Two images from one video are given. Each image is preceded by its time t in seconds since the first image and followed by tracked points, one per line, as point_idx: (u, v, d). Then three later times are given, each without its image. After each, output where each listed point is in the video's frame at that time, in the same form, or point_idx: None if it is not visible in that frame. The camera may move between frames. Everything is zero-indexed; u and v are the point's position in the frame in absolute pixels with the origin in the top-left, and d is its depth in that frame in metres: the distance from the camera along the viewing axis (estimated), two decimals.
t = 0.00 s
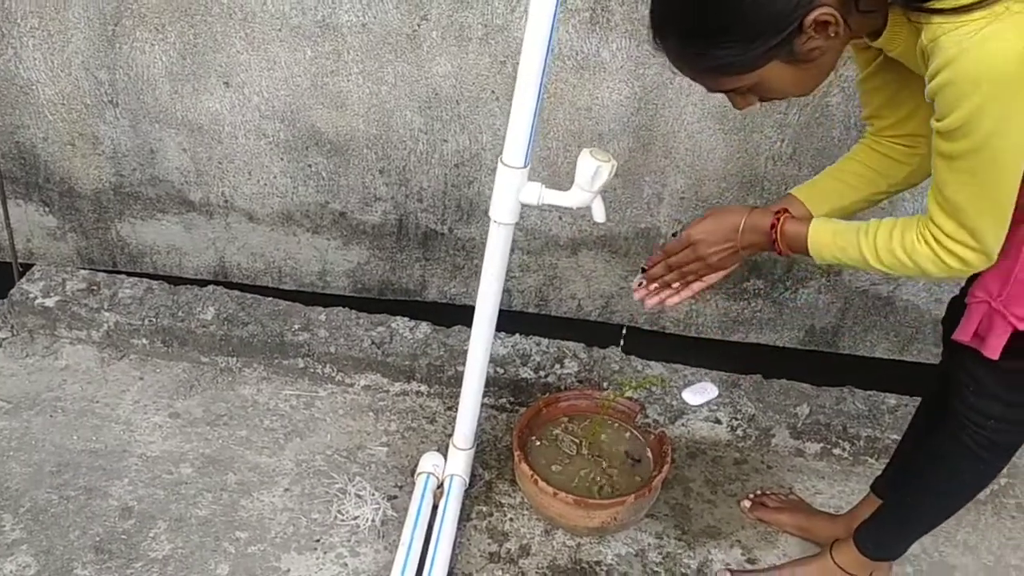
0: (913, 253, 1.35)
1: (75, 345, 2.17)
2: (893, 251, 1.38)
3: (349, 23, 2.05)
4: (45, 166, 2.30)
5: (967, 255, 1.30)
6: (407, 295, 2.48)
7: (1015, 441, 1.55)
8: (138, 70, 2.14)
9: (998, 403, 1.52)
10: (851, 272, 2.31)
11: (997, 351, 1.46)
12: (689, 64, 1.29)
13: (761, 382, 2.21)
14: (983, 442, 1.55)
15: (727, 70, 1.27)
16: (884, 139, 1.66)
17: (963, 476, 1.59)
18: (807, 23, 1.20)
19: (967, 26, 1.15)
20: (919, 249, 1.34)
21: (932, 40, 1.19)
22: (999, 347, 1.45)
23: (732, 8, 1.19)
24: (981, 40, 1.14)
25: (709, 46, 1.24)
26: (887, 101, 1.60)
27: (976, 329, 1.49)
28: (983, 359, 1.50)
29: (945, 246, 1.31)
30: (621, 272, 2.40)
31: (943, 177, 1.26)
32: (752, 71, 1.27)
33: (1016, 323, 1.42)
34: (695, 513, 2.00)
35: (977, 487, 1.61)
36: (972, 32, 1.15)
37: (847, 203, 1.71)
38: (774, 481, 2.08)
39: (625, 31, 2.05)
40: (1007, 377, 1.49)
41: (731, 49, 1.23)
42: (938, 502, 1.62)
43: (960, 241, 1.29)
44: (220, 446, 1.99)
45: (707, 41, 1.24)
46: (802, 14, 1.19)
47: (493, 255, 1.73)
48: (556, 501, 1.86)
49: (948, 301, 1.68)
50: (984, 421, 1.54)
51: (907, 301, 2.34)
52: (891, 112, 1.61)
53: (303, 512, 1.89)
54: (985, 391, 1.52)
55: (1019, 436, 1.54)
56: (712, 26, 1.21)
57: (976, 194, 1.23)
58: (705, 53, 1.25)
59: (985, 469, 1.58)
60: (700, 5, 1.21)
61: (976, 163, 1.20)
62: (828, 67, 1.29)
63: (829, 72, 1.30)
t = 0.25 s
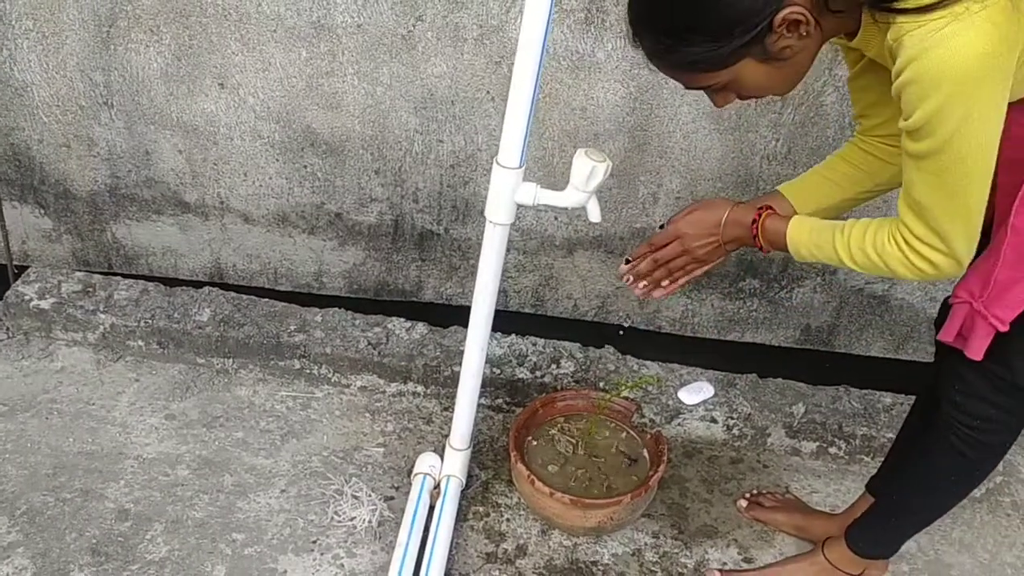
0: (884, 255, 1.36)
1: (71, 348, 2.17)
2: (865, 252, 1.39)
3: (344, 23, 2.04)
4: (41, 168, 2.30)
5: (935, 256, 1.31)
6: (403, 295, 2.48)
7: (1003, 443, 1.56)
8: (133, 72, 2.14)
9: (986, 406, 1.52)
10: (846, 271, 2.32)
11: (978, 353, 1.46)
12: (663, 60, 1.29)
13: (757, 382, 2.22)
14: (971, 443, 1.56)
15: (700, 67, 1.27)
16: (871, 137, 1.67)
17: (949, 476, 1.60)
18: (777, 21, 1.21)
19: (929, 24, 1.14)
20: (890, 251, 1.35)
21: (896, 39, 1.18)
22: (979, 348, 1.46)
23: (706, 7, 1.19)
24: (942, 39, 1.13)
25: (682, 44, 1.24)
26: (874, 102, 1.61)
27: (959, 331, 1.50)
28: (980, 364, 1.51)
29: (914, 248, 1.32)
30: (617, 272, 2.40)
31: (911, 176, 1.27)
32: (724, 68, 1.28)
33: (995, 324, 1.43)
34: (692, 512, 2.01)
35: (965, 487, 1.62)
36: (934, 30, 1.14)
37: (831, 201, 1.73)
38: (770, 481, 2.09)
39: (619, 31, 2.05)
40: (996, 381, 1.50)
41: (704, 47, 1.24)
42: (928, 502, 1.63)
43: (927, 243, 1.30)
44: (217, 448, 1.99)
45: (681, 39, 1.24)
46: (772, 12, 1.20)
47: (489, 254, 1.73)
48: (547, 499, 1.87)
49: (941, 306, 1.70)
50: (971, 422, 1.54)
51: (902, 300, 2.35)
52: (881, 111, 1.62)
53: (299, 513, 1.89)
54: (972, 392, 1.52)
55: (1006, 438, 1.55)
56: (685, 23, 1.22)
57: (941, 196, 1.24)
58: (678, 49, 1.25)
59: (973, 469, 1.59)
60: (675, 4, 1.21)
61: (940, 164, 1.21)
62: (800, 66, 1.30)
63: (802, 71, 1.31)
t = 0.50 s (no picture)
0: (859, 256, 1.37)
1: (64, 352, 2.16)
2: (840, 254, 1.40)
3: (336, 26, 2.04)
4: (33, 173, 2.30)
5: (907, 257, 1.32)
6: (397, 298, 2.48)
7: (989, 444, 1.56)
8: (125, 76, 2.13)
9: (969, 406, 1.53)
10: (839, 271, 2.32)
11: (959, 354, 1.49)
12: (637, 59, 1.29)
13: (751, 382, 2.22)
14: (955, 445, 1.57)
15: (672, 66, 1.28)
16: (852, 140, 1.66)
17: (936, 477, 1.60)
18: (746, 22, 1.22)
19: (884, 23, 1.15)
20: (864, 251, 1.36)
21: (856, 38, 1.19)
22: (959, 350, 1.48)
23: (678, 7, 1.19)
24: (896, 38, 1.14)
25: (654, 44, 1.24)
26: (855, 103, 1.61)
27: (941, 331, 1.53)
28: (965, 365, 1.51)
29: (887, 249, 1.33)
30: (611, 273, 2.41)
31: (879, 175, 1.28)
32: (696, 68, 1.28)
33: (974, 325, 1.45)
34: (687, 513, 2.01)
35: (953, 489, 1.62)
36: (890, 28, 1.15)
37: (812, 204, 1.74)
38: (765, 481, 2.09)
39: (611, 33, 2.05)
40: (980, 382, 1.50)
41: (676, 47, 1.24)
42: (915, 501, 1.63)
43: (899, 243, 1.31)
44: (211, 452, 1.99)
45: (653, 39, 1.24)
46: (742, 12, 1.20)
47: (482, 257, 1.74)
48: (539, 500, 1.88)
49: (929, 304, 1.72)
50: (957, 423, 1.55)
51: (896, 299, 2.35)
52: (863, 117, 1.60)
53: (294, 517, 1.89)
54: (957, 393, 1.53)
55: (992, 439, 1.55)
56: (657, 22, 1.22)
57: (908, 195, 1.25)
58: (650, 47, 1.25)
59: (959, 471, 1.59)
60: (647, 4, 1.21)
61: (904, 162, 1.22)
62: (772, 64, 1.30)
63: (774, 71, 1.31)
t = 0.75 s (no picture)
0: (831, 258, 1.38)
1: (52, 361, 2.16)
2: (813, 257, 1.41)
3: (323, 34, 2.04)
4: (21, 181, 2.29)
5: (878, 259, 1.32)
6: (387, 304, 2.48)
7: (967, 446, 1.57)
8: (112, 84, 2.13)
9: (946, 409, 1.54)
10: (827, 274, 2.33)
11: (933, 354, 1.51)
12: (608, 63, 1.30)
13: (740, 386, 2.23)
14: (933, 446, 1.58)
15: (643, 70, 1.29)
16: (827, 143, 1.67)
17: (914, 479, 1.62)
18: (713, 27, 1.22)
19: (844, 27, 1.16)
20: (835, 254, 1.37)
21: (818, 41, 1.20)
22: (932, 350, 1.51)
23: (647, 10, 1.20)
24: (854, 42, 1.15)
25: (624, 49, 1.25)
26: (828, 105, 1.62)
27: (914, 332, 1.55)
28: (945, 366, 1.52)
29: (859, 251, 1.34)
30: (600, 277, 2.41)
31: (847, 178, 1.28)
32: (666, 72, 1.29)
33: (946, 327, 1.47)
34: (676, 517, 2.02)
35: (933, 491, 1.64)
36: (848, 32, 1.16)
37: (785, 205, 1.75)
38: (754, 484, 2.10)
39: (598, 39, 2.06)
40: (957, 383, 1.52)
41: (645, 51, 1.25)
42: (895, 503, 1.65)
43: (870, 245, 1.32)
44: (200, 460, 1.99)
45: (623, 43, 1.25)
46: (709, 16, 1.21)
47: (469, 266, 1.74)
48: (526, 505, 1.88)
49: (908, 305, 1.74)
50: (935, 424, 1.56)
51: (883, 302, 2.36)
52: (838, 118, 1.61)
53: (284, 525, 1.89)
54: (934, 394, 1.55)
55: (969, 442, 1.57)
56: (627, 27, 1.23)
57: (875, 197, 1.25)
58: (621, 53, 1.26)
59: (937, 472, 1.60)
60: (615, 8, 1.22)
61: (868, 165, 1.23)
62: (742, 68, 1.31)
63: (746, 76, 1.32)
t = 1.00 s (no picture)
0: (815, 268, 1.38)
1: (47, 369, 2.15)
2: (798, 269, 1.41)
3: (318, 41, 2.05)
4: (15, 188, 2.29)
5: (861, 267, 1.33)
6: (382, 310, 2.48)
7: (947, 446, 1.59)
8: (107, 91, 2.13)
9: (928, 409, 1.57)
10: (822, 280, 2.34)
11: (921, 355, 1.52)
12: (601, 78, 1.31)
13: (735, 392, 2.24)
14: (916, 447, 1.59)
15: (636, 85, 1.29)
16: (794, 153, 1.70)
17: (900, 481, 1.63)
18: (704, 39, 1.22)
19: (827, 35, 1.16)
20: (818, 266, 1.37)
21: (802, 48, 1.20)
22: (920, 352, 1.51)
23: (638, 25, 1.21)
24: (837, 50, 1.15)
25: (616, 64, 1.26)
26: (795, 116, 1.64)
27: (902, 333, 1.56)
28: (933, 368, 1.54)
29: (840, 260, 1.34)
30: (596, 283, 2.42)
31: (830, 185, 1.29)
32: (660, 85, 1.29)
33: (932, 328, 1.48)
34: (672, 523, 2.02)
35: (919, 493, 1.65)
36: (833, 38, 1.16)
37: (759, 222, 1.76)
38: (750, 490, 2.10)
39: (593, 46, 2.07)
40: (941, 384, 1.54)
41: (637, 65, 1.25)
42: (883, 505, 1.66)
43: (851, 254, 1.32)
44: (195, 468, 1.98)
45: (615, 58, 1.25)
46: (700, 30, 1.21)
47: (465, 273, 1.75)
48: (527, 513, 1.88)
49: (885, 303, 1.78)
50: (918, 427, 1.58)
51: (878, 308, 2.36)
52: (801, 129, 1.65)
53: (279, 532, 1.89)
54: (918, 395, 1.56)
55: (949, 442, 1.59)
56: (618, 42, 1.23)
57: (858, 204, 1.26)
58: (613, 68, 1.27)
59: (920, 474, 1.62)
60: (606, 23, 1.22)
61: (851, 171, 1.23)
62: (736, 76, 1.31)
63: (739, 83, 1.32)
